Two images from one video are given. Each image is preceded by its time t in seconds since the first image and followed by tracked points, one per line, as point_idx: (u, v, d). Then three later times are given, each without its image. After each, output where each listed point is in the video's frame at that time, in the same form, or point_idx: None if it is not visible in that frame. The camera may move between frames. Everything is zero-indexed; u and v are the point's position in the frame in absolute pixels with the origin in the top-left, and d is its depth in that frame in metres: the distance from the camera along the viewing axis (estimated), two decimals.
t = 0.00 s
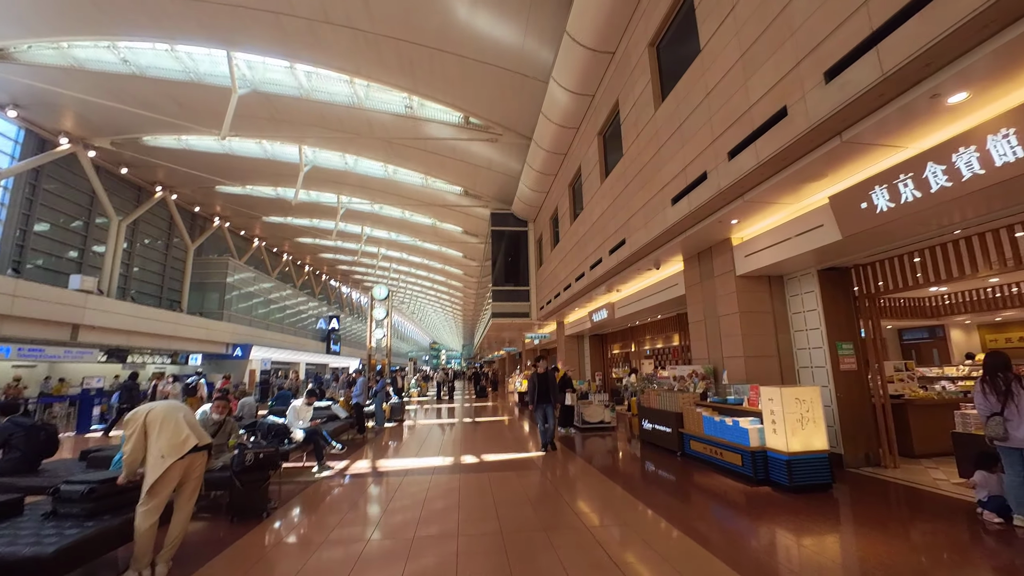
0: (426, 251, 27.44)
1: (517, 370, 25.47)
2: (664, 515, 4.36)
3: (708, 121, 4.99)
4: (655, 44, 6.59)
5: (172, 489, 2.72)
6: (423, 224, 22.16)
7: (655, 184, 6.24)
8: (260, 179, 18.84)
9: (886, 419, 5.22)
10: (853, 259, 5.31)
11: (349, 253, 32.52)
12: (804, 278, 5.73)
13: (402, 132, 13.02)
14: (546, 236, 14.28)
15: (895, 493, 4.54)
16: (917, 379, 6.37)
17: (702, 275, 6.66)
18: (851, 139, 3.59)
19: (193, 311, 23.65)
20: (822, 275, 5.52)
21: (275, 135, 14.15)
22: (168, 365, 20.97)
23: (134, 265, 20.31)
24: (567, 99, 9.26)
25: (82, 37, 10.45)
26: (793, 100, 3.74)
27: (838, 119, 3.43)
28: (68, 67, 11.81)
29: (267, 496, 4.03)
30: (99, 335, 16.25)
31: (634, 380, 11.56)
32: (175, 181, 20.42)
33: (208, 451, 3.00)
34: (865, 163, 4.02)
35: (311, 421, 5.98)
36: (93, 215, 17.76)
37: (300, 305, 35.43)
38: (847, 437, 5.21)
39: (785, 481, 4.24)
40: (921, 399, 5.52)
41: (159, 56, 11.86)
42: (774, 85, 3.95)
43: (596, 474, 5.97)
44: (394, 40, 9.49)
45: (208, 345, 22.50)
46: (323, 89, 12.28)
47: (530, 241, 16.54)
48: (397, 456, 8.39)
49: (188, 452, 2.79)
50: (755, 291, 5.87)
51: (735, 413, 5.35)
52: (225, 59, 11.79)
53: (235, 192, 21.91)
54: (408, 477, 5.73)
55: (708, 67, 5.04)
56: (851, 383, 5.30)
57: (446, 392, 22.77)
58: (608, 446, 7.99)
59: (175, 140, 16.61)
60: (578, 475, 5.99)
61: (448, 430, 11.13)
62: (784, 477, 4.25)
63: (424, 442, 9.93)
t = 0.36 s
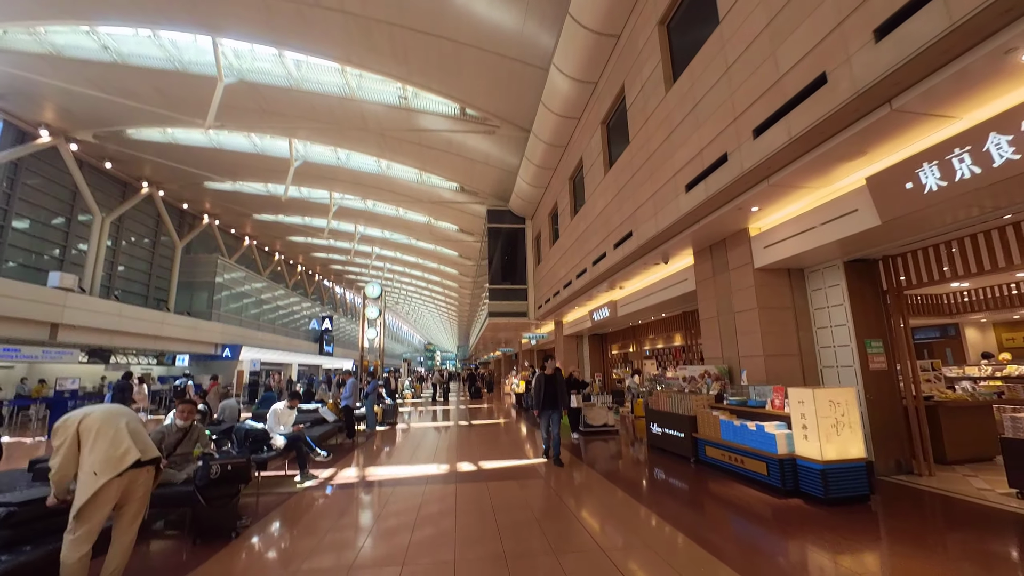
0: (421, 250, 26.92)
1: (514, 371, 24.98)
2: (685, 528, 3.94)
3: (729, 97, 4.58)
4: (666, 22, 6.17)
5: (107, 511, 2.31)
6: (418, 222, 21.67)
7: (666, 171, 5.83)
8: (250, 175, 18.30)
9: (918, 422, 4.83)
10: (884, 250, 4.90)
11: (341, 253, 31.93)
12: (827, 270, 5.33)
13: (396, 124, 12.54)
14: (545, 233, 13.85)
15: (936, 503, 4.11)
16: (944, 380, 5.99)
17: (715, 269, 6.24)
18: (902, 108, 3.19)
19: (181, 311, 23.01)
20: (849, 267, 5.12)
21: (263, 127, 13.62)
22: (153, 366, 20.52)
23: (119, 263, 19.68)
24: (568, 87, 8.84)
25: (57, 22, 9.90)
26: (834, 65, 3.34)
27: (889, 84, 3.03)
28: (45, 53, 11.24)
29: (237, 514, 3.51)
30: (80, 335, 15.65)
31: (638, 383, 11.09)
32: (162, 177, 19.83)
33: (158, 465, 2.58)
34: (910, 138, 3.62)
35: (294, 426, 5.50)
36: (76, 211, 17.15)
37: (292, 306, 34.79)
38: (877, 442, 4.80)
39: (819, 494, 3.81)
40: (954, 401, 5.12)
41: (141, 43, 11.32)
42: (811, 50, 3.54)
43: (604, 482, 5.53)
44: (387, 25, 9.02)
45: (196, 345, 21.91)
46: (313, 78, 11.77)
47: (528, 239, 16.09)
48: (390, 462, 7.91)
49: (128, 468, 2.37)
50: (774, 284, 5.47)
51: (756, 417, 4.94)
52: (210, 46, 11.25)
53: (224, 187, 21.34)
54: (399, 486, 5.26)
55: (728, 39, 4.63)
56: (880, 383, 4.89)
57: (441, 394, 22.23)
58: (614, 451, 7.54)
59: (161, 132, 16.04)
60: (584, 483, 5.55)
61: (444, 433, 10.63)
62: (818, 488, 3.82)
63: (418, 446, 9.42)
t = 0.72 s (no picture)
0: (416, 252, 26.45)
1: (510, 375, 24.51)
2: (713, 544, 3.51)
3: (758, 72, 4.19)
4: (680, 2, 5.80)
5: (24, 538, 2.16)
6: (413, 222, 21.21)
7: (682, 157, 5.44)
8: (242, 172, 17.80)
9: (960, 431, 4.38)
10: (922, 240, 4.52)
11: (335, 254, 31.38)
12: (858, 263, 4.94)
13: (392, 118, 12.09)
14: (544, 232, 13.45)
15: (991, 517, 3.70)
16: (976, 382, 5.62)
17: (733, 264, 5.84)
18: (972, 69, 2.79)
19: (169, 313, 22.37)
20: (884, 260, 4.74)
21: (254, 121, 13.15)
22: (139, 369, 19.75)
23: (104, 263, 19.06)
24: (573, 77, 8.46)
25: (35, 5, 9.37)
26: (891, 23, 2.95)
27: (961, 40, 2.64)
28: (24, 40, 10.67)
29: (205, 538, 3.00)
30: (61, 336, 15.02)
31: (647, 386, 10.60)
32: (150, 174, 19.28)
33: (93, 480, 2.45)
34: (970, 108, 3.23)
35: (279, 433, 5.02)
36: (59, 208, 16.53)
37: (284, 308, 34.14)
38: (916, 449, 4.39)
39: (868, 508, 3.40)
40: (994, 404, 4.74)
41: (126, 31, 10.80)
42: (862, 10, 3.15)
43: (615, 492, 5.10)
44: (384, 10, 8.60)
45: (184, 348, 21.27)
46: (306, 70, 11.32)
47: (526, 239, 15.68)
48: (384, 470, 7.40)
49: (54, 489, 2.23)
50: (800, 279, 5.08)
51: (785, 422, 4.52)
52: (198, 35, 10.76)
53: (214, 185, 20.82)
54: (395, 497, 4.78)
55: (756, 10, 4.24)
56: (918, 385, 4.50)
57: (436, 399, 21.69)
58: (622, 458, 7.09)
59: (148, 127, 15.50)
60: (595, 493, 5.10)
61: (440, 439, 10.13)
62: (865, 502, 3.41)
63: (413, 453, 8.92)
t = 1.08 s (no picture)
0: (407, 251, 25.91)
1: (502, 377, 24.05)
2: (739, 559, 3.10)
3: (782, 44, 3.82)
4: None
5: None
6: (404, 220, 20.71)
7: (693, 143, 5.07)
8: (227, 167, 17.19)
9: (992, 437, 4.01)
10: (955, 231, 4.17)
11: (324, 253, 30.74)
12: (882, 257, 4.59)
13: (382, 110, 11.61)
14: (539, 229, 13.04)
15: None
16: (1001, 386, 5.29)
17: (744, 258, 5.47)
18: None
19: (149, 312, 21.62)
20: (910, 253, 4.39)
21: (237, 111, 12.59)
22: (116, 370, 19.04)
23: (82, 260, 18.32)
24: (572, 65, 8.08)
25: None
26: None
27: None
28: None
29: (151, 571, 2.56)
30: (33, 335, 14.29)
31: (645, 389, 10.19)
32: (131, 168, 18.60)
33: None
34: None
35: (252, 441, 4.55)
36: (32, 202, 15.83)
37: (271, 309, 33.39)
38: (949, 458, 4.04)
39: (912, 526, 3.03)
40: None
41: (102, 13, 10.19)
42: None
43: (621, 502, 4.68)
44: None
45: (165, 349, 20.54)
46: (292, 58, 10.80)
47: (520, 237, 15.27)
48: (370, 478, 6.92)
49: None
50: (819, 273, 4.73)
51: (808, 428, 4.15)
52: (177, 18, 10.20)
53: (198, 179, 20.16)
54: (380, 509, 4.31)
55: None
56: (951, 388, 4.14)
57: (426, 401, 21.14)
58: (624, 465, 6.68)
59: (127, 116, 14.86)
60: (599, 503, 4.68)
61: (430, 443, 9.66)
62: (909, 519, 3.04)
63: (401, 458, 8.44)
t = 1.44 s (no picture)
0: (400, 249, 25.37)
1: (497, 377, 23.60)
2: None
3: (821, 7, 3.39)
4: None
5: None
6: (397, 216, 20.17)
7: (711, 125, 4.65)
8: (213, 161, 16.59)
9: None
10: (1005, 220, 3.77)
11: (315, 251, 30.10)
12: (919, 249, 4.19)
13: (373, 99, 11.07)
14: (537, 225, 12.60)
15: None
16: None
17: (764, 251, 5.06)
18: None
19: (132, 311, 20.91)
20: (952, 244, 3.99)
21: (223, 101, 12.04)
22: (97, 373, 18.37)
23: (60, 256, 17.61)
24: (575, 50, 7.64)
25: None
26: None
27: None
28: None
29: None
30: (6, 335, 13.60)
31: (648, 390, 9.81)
32: (113, 161, 17.92)
33: None
34: None
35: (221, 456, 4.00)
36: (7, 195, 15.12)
37: (261, 308, 32.70)
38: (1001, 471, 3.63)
39: (984, 555, 2.62)
40: None
41: None
42: None
43: (633, 516, 4.26)
44: None
45: (148, 348, 19.85)
46: (279, 42, 10.26)
47: (516, 233, 14.80)
48: (359, 488, 6.43)
49: None
50: (850, 266, 4.33)
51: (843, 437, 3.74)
52: None
53: (184, 174, 19.51)
54: (367, 529, 3.83)
55: None
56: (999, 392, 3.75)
57: (418, 402, 20.65)
58: (631, 473, 6.24)
59: (106, 104, 14.16)
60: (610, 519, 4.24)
61: (423, 447, 9.17)
62: (980, 547, 2.63)
63: (392, 465, 7.95)
